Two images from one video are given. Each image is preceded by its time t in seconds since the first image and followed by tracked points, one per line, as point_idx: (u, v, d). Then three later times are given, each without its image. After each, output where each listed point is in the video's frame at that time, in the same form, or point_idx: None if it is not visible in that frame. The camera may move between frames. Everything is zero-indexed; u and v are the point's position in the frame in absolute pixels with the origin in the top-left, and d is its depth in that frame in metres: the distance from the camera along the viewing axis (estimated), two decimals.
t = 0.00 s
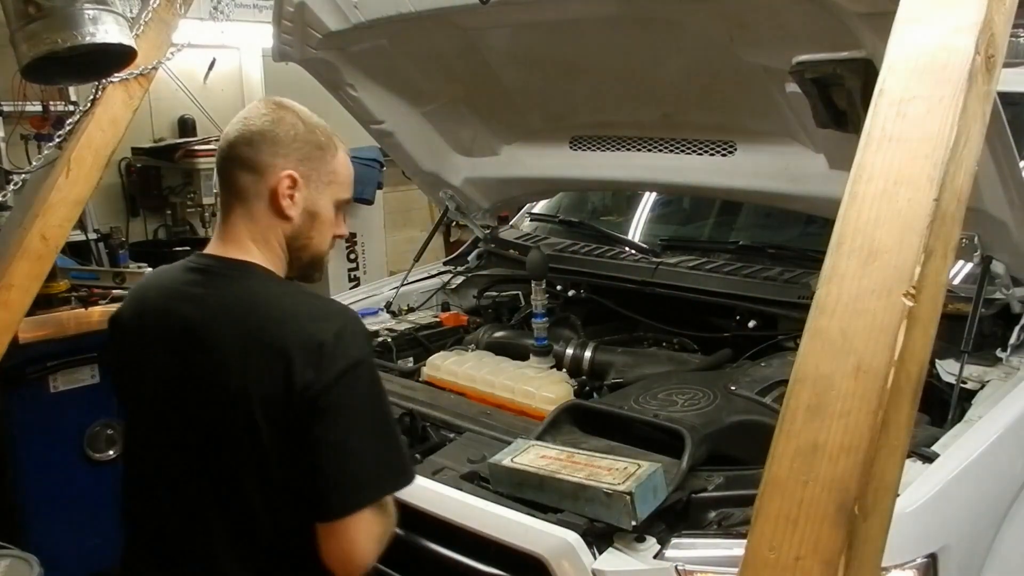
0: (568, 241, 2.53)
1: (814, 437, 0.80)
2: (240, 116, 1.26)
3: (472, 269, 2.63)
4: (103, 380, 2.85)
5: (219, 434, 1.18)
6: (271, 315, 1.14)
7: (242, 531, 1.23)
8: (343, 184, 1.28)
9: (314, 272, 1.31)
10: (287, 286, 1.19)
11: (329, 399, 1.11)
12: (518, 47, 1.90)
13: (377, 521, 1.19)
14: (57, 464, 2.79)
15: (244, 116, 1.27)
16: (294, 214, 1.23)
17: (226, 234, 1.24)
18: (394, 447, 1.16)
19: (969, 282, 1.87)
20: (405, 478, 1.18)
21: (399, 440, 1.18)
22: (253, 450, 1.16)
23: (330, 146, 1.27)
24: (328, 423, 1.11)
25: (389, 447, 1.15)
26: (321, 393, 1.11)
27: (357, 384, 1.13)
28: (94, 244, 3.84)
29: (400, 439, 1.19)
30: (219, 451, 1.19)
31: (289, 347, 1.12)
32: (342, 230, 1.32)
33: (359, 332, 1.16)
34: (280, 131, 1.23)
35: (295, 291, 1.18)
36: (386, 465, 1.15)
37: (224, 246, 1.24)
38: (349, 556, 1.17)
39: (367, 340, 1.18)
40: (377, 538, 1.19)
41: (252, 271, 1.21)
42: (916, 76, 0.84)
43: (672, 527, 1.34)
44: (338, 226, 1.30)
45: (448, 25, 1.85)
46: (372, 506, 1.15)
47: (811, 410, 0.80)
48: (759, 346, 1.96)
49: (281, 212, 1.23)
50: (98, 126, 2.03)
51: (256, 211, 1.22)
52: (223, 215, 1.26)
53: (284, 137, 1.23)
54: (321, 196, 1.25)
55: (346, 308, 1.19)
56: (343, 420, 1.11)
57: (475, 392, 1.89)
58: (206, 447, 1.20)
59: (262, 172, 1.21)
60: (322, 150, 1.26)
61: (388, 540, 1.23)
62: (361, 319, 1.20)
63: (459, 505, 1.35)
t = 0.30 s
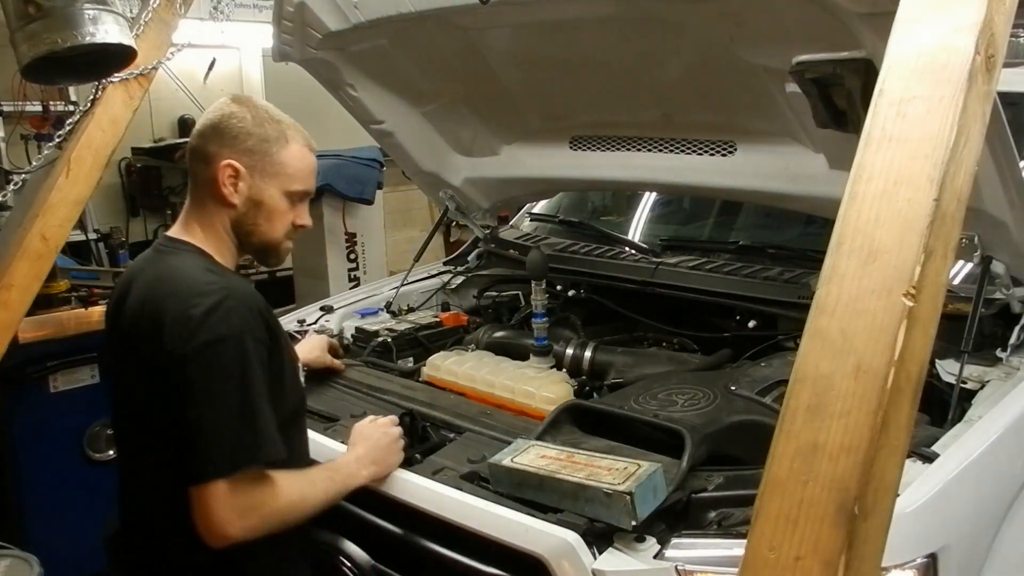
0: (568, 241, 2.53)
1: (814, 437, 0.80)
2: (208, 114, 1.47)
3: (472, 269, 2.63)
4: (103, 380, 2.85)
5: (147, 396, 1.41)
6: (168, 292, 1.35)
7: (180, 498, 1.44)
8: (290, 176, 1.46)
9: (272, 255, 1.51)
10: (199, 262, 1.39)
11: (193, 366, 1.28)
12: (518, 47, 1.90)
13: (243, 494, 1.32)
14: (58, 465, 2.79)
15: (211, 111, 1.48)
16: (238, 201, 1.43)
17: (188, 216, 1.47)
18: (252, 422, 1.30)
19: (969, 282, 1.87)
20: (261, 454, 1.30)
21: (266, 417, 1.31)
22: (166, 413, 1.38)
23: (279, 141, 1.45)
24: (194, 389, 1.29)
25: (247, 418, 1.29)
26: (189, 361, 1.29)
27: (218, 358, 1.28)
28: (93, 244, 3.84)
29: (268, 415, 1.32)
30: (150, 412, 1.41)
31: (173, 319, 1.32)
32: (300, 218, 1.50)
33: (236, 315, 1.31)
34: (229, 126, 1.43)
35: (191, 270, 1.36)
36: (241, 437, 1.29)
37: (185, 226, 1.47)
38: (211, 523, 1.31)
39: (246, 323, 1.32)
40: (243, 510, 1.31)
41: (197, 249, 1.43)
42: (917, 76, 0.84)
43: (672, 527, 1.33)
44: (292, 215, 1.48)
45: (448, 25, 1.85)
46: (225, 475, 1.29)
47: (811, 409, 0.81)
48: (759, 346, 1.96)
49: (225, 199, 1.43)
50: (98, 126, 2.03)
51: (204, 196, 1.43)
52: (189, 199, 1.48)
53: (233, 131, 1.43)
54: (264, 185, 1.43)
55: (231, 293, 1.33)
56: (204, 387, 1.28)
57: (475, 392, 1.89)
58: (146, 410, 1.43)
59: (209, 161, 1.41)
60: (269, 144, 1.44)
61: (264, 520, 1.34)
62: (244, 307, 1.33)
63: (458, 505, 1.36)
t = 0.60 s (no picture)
0: (568, 241, 2.53)
1: (815, 437, 0.80)
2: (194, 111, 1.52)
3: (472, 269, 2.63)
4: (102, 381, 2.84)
5: (117, 376, 1.47)
6: (133, 274, 1.40)
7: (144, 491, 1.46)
8: (267, 172, 1.48)
9: (250, 249, 1.53)
10: (166, 248, 1.44)
11: (144, 345, 1.32)
12: (518, 47, 1.90)
13: (184, 469, 1.33)
14: (58, 466, 2.79)
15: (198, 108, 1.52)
16: (215, 195, 1.46)
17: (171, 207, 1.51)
18: (196, 403, 1.32)
19: (969, 282, 1.87)
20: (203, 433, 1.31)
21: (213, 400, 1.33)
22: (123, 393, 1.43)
23: (257, 138, 1.48)
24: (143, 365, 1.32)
25: (191, 398, 1.32)
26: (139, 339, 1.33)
27: (165, 338, 1.32)
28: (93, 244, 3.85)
29: (215, 398, 1.34)
30: (117, 391, 1.47)
31: (133, 299, 1.37)
32: (278, 214, 1.52)
33: (188, 300, 1.35)
34: (210, 122, 1.46)
35: (156, 256, 1.41)
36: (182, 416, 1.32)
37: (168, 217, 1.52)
38: (152, 494, 1.33)
39: (197, 309, 1.36)
40: (185, 483, 1.33)
41: (174, 239, 1.47)
42: (916, 76, 0.84)
43: (672, 527, 1.33)
44: (270, 210, 1.51)
45: (448, 25, 1.85)
46: (166, 451, 1.31)
47: (811, 410, 0.81)
48: (759, 346, 1.96)
49: (203, 192, 1.46)
50: (98, 126, 2.03)
51: (185, 189, 1.47)
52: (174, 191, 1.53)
53: (214, 127, 1.46)
54: (240, 180, 1.46)
55: (187, 278, 1.37)
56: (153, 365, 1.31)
57: (475, 392, 1.89)
58: (116, 391, 1.50)
59: (189, 155, 1.45)
60: (247, 140, 1.46)
61: (205, 497, 1.34)
62: (197, 294, 1.37)
63: (458, 505, 1.36)
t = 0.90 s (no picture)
0: (568, 241, 2.53)
1: (814, 437, 0.80)
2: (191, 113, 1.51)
3: (472, 269, 2.63)
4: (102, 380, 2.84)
5: (111, 382, 1.48)
6: (122, 282, 1.41)
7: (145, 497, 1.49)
8: (266, 173, 1.48)
9: (249, 251, 1.53)
10: (156, 254, 1.44)
11: (131, 357, 1.33)
12: (517, 47, 1.90)
13: (180, 479, 1.34)
14: (57, 465, 2.79)
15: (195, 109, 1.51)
16: (213, 198, 1.47)
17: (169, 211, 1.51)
18: (185, 416, 1.33)
19: (969, 282, 1.87)
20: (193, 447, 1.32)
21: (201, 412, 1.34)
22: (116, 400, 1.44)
23: (254, 139, 1.47)
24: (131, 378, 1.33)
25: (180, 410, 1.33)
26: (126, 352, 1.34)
27: (152, 351, 1.32)
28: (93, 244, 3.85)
29: (204, 410, 1.34)
30: (111, 396, 1.49)
31: (122, 308, 1.38)
32: (277, 215, 1.52)
33: (174, 312, 1.35)
34: (206, 124, 1.46)
35: (144, 263, 1.41)
36: (173, 429, 1.33)
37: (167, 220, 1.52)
38: (151, 505, 1.35)
39: (184, 320, 1.36)
40: (182, 493, 1.35)
41: (172, 243, 1.47)
42: (916, 76, 0.84)
43: (672, 527, 1.33)
44: (268, 211, 1.51)
45: (448, 25, 1.85)
46: (160, 463, 1.33)
47: (811, 410, 0.80)
48: (759, 346, 1.96)
49: (201, 195, 1.46)
50: (98, 126, 2.04)
51: (183, 193, 1.47)
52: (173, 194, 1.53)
53: (211, 129, 1.46)
54: (238, 183, 1.46)
55: (173, 289, 1.37)
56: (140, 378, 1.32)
57: (475, 392, 1.89)
58: (111, 395, 1.51)
59: (186, 158, 1.45)
60: (244, 142, 1.46)
61: (201, 506, 1.36)
62: (183, 304, 1.36)
63: (457, 504, 1.36)
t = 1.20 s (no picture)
0: (568, 241, 2.53)
1: (815, 437, 0.80)
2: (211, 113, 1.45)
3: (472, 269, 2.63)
4: (103, 380, 2.84)
5: (135, 396, 1.42)
6: (150, 292, 1.35)
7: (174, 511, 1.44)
8: (297, 176, 1.46)
9: (277, 254, 1.51)
10: (184, 261, 1.38)
11: (165, 372, 1.28)
12: (517, 47, 1.90)
13: (226, 496, 1.30)
14: (58, 464, 2.79)
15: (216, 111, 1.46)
16: (247, 203, 1.43)
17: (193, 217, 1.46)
18: (224, 430, 1.28)
19: (969, 282, 1.87)
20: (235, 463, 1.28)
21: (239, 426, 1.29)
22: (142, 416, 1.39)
23: (286, 142, 1.44)
24: (165, 393, 1.28)
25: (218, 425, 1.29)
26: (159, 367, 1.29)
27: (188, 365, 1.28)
28: (93, 244, 3.86)
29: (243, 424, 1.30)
30: (136, 411, 1.43)
31: (150, 321, 1.33)
32: (305, 216, 1.51)
33: (209, 323, 1.30)
34: (237, 129, 1.41)
35: (172, 272, 1.35)
36: (212, 445, 1.30)
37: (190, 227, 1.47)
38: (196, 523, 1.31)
39: (218, 331, 1.31)
40: (229, 511, 1.30)
41: (203, 252, 1.42)
42: (916, 76, 0.84)
43: (672, 527, 1.33)
44: (298, 213, 1.49)
45: (448, 25, 1.86)
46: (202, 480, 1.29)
47: (811, 410, 0.80)
48: (759, 346, 1.96)
49: (233, 201, 1.42)
50: (98, 126, 2.04)
51: (212, 199, 1.42)
52: (195, 199, 1.47)
53: (241, 134, 1.41)
54: (272, 187, 1.43)
55: (206, 298, 1.31)
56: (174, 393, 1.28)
57: (475, 392, 1.90)
58: (133, 409, 1.44)
59: (218, 164, 1.40)
60: (277, 145, 1.43)
61: (248, 523, 1.32)
62: (218, 314, 1.31)
63: (457, 504, 1.36)
